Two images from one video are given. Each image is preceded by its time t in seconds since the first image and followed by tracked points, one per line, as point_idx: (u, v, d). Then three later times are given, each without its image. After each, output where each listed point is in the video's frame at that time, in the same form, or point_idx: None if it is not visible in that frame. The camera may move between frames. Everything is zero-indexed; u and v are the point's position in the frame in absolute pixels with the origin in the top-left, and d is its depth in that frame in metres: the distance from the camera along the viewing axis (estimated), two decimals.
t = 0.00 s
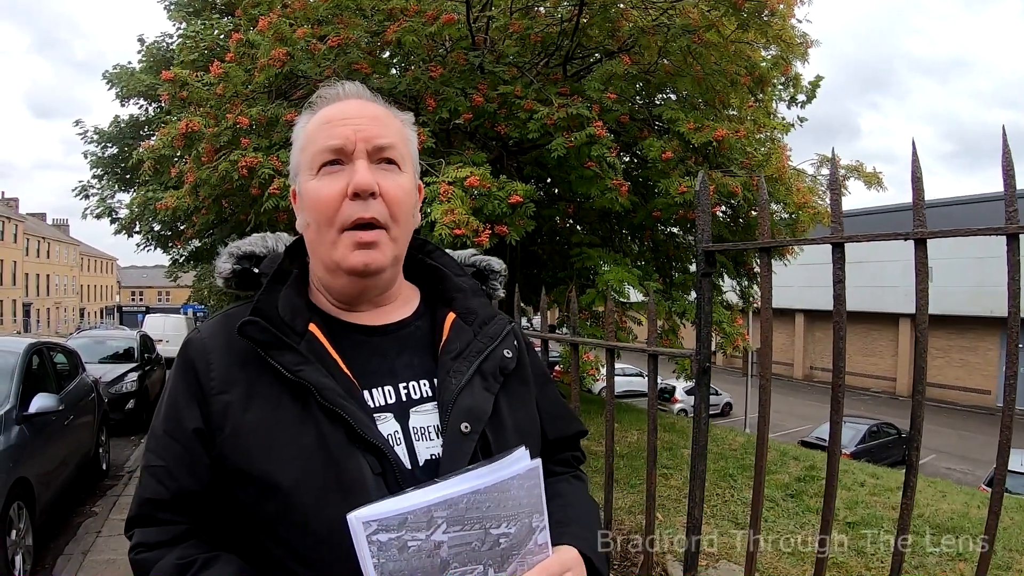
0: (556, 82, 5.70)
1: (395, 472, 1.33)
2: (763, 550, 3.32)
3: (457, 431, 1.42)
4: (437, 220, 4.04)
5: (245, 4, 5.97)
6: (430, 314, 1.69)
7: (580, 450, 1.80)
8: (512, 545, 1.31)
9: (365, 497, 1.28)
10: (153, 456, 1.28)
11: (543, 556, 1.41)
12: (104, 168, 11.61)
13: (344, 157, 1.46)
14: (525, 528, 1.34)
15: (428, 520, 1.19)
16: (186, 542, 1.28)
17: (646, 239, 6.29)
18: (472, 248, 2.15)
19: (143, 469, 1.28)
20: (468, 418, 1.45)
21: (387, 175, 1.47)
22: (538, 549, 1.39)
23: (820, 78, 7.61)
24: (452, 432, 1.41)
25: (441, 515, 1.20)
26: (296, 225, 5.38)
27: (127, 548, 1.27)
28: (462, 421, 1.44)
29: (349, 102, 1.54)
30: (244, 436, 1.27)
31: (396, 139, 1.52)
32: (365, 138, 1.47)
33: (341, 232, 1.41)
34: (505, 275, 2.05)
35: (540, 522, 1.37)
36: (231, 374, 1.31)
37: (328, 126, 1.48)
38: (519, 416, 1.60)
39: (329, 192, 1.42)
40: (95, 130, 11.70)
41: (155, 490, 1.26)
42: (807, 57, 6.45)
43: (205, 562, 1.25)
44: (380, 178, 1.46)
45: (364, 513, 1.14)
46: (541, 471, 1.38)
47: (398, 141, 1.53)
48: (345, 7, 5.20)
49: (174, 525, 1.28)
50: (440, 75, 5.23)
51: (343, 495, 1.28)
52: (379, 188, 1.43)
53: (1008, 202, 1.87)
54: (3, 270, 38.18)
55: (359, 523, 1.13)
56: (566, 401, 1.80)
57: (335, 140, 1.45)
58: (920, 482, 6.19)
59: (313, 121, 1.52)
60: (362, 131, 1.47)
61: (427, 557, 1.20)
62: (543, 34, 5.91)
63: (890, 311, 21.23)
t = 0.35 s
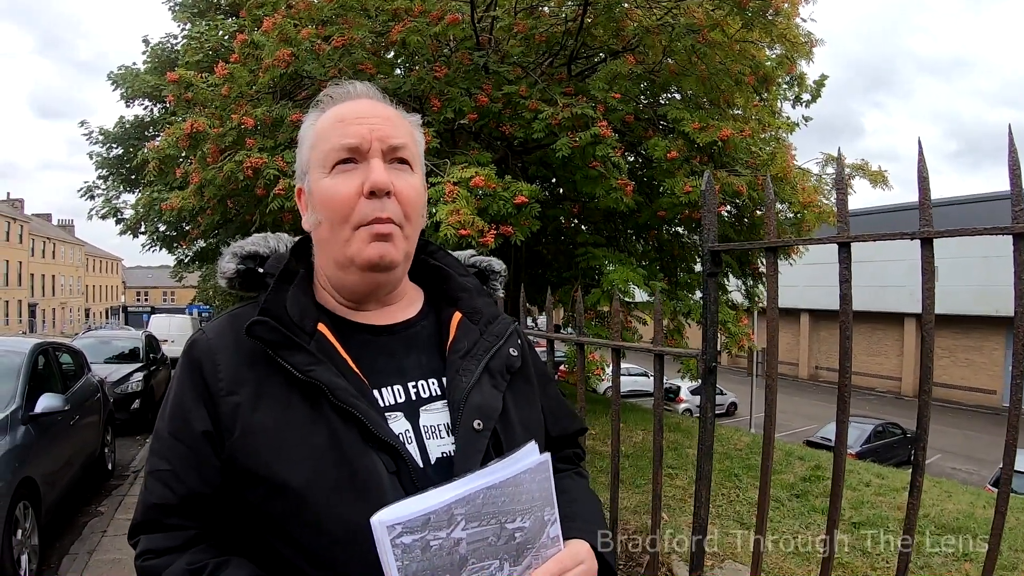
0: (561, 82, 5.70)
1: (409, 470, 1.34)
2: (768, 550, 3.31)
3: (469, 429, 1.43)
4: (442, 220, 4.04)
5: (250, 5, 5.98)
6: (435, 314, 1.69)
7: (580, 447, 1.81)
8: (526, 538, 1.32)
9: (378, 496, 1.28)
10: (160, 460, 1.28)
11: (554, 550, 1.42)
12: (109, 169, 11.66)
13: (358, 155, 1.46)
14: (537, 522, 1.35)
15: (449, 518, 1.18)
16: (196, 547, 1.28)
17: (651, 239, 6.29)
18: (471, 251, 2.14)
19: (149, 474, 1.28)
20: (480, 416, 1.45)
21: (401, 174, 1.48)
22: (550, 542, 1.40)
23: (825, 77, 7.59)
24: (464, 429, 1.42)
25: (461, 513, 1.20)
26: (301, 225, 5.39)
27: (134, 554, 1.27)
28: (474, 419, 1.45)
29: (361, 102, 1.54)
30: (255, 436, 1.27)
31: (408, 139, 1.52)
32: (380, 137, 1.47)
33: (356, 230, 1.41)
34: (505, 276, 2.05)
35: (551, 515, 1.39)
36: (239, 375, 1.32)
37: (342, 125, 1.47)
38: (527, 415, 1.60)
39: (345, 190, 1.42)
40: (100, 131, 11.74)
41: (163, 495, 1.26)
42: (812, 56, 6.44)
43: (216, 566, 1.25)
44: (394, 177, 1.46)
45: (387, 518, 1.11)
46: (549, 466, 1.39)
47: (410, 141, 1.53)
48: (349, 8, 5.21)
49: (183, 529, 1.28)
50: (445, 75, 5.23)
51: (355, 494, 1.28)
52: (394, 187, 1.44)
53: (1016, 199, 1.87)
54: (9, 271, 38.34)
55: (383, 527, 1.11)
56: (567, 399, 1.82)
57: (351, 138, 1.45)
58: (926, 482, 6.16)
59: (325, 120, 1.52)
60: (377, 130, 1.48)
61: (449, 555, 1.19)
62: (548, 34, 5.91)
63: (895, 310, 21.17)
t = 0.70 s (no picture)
0: (561, 83, 5.71)
1: (412, 470, 1.34)
2: (768, 551, 3.31)
3: (473, 429, 1.43)
4: (443, 220, 4.04)
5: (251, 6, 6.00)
6: (437, 314, 1.69)
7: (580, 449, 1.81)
8: (525, 540, 1.31)
9: (382, 495, 1.28)
10: (159, 459, 1.27)
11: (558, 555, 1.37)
12: (110, 170, 11.67)
13: (366, 157, 1.45)
14: (537, 523, 1.33)
15: (448, 516, 1.19)
16: (196, 546, 1.27)
17: (651, 240, 6.29)
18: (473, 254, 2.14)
19: (147, 473, 1.27)
20: (484, 415, 1.46)
21: (408, 177, 1.48)
22: (551, 546, 1.36)
23: (825, 78, 7.60)
24: (468, 429, 1.42)
25: (461, 511, 1.21)
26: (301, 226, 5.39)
27: (131, 553, 1.25)
28: (478, 418, 1.45)
29: (369, 100, 1.53)
30: (257, 435, 1.27)
31: (416, 140, 1.52)
32: (387, 139, 1.46)
33: (362, 233, 1.41)
34: (506, 278, 2.05)
35: (553, 518, 1.36)
36: (242, 373, 1.32)
37: (349, 125, 1.46)
38: (529, 415, 1.60)
39: (351, 192, 1.41)
40: (101, 132, 11.76)
41: (162, 493, 1.25)
42: (812, 57, 6.44)
43: (215, 566, 1.24)
44: (401, 180, 1.46)
45: (385, 510, 1.14)
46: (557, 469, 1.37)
47: (418, 143, 1.53)
48: (349, 9, 5.22)
49: (182, 529, 1.27)
50: (445, 76, 5.24)
51: (357, 494, 1.28)
52: (401, 191, 1.43)
53: (1016, 199, 1.86)
54: (9, 271, 38.36)
55: (380, 520, 1.14)
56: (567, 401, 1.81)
57: (358, 139, 1.44)
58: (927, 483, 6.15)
59: (332, 118, 1.50)
60: (384, 131, 1.47)
61: (447, 554, 1.20)
62: (548, 35, 5.92)
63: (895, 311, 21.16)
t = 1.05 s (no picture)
0: (561, 84, 5.71)
1: (423, 471, 1.34)
2: (768, 551, 3.31)
3: (483, 430, 1.43)
4: (442, 220, 4.04)
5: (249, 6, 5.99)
6: (444, 315, 1.69)
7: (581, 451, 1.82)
8: (537, 540, 1.31)
9: (391, 496, 1.28)
10: (163, 461, 1.26)
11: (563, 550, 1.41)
12: (109, 170, 11.66)
13: (387, 151, 1.43)
14: (550, 523, 1.34)
15: (464, 521, 1.17)
16: (198, 550, 1.26)
17: (650, 240, 6.29)
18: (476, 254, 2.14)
19: (150, 475, 1.26)
20: (493, 417, 1.46)
21: (427, 173, 1.48)
22: (560, 543, 1.39)
23: (823, 79, 7.60)
24: (478, 431, 1.43)
25: (478, 517, 1.18)
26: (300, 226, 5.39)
27: (133, 557, 1.24)
28: (487, 420, 1.45)
29: (384, 97, 1.52)
30: (264, 436, 1.25)
31: (431, 138, 1.53)
32: (408, 134, 1.46)
33: (384, 226, 1.40)
34: (510, 279, 2.04)
35: (563, 516, 1.38)
36: (247, 372, 1.30)
37: (370, 118, 1.45)
38: (535, 417, 1.61)
39: (374, 185, 1.39)
40: (100, 132, 11.75)
41: (166, 496, 1.24)
42: (811, 57, 6.44)
43: (221, 568, 1.24)
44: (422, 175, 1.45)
45: (399, 515, 1.11)
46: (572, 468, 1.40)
47: (432, 140, 1.53)
48: (348, 9, 5.22)
49: (185, 532, 1.25)
50: (445, 76, 5.24)
51: (368, 496, 1.28)
52: (423, 185, 1.43)
53: (1017, 199, 1.86)
54: (8, 271, 38.35)
55: (394, 524, 1.11)
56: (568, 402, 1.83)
57: (381, 132, 1.43)
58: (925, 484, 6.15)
59: (349, 111, 1.48)
60: (405, 126, 1.46)
61: (461, 559, 1.18)
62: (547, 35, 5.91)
63: (895, 312, 21.17)
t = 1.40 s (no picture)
0: (559, 84, 5.71)
1: (428, 472, 1.35)
2: (768, 552, 3.30)
3: (488, 430, 1.43)
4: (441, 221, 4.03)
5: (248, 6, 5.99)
6: (445, 314, 1.69)
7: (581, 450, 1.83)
8: (554, 543, 1.31)
9: (396, 497, 1.28)
10: (161, 464, 1.23)
11: (578, 555, 1.41)
12: (107, 170, 11.65)
13: (394, 152, 1.42)
14: (567, 525, 1.35)
15: (482, 522, 1.16)
16: (197, 555, 1.23)
17: (648, 241, 6.30)
18: (475, 252, 2.13)
19: (147, 478, 1.23)
20: (498, 416, 1.46)
21: (434, 175, 1.47)
22: (576, 546, 1.39)
23: (822, 80, 7.61)
24: (484, 430, 1.43)
25: (495, 516, 1.18)
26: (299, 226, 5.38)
27: (129, 564, 1.21)
28: (492, 419, 1.45)
29: (389, 97, 1.50)
30: (266, 437, 1.24)
31: (435, 139, 1.52)
32: (415, 135, 1.45)
33: (391, 228, 1.38)
34: (509, 277, 2.04)
35: (581, 519, 1.40)
36: (247, 372, 1.29)
37: (377, 119, 1.43)
38: (537, 416, 1.62)
39: (381, 187, 1.38)
40: (98, 133, 11.74)
41: (164, 500, 1.21)
42: (810, 59, 6.45)
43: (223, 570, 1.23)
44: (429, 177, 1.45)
45: (420, 519, 1.09)
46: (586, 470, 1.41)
47: (436, 142, 1.53)
48: (347, 10, 5.21)
49: (184, 537, 1.23)
50: (443, 77, 5.24)
51: (373, 498, 1.27)
52: (430, 187, 1.42)
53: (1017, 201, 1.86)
54: (6, 272, 38.31)
55: (415, 530, 1.09)
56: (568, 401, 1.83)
57: (388, 133, 1.41)
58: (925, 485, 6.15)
59: (354, 110, 1.45)
60: (411, 127, 1.45)
61: (479, 560, 1.17)
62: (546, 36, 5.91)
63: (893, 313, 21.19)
